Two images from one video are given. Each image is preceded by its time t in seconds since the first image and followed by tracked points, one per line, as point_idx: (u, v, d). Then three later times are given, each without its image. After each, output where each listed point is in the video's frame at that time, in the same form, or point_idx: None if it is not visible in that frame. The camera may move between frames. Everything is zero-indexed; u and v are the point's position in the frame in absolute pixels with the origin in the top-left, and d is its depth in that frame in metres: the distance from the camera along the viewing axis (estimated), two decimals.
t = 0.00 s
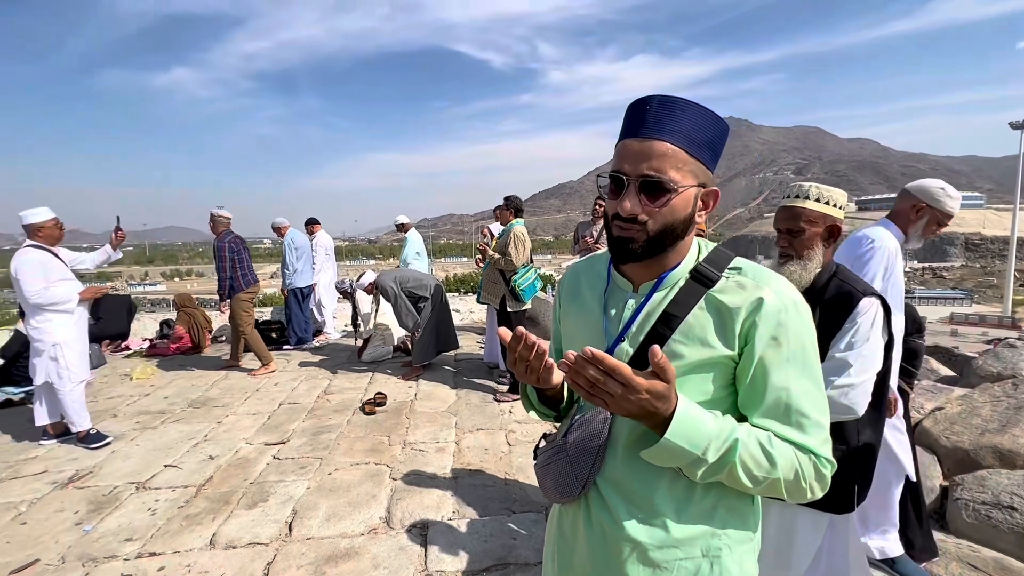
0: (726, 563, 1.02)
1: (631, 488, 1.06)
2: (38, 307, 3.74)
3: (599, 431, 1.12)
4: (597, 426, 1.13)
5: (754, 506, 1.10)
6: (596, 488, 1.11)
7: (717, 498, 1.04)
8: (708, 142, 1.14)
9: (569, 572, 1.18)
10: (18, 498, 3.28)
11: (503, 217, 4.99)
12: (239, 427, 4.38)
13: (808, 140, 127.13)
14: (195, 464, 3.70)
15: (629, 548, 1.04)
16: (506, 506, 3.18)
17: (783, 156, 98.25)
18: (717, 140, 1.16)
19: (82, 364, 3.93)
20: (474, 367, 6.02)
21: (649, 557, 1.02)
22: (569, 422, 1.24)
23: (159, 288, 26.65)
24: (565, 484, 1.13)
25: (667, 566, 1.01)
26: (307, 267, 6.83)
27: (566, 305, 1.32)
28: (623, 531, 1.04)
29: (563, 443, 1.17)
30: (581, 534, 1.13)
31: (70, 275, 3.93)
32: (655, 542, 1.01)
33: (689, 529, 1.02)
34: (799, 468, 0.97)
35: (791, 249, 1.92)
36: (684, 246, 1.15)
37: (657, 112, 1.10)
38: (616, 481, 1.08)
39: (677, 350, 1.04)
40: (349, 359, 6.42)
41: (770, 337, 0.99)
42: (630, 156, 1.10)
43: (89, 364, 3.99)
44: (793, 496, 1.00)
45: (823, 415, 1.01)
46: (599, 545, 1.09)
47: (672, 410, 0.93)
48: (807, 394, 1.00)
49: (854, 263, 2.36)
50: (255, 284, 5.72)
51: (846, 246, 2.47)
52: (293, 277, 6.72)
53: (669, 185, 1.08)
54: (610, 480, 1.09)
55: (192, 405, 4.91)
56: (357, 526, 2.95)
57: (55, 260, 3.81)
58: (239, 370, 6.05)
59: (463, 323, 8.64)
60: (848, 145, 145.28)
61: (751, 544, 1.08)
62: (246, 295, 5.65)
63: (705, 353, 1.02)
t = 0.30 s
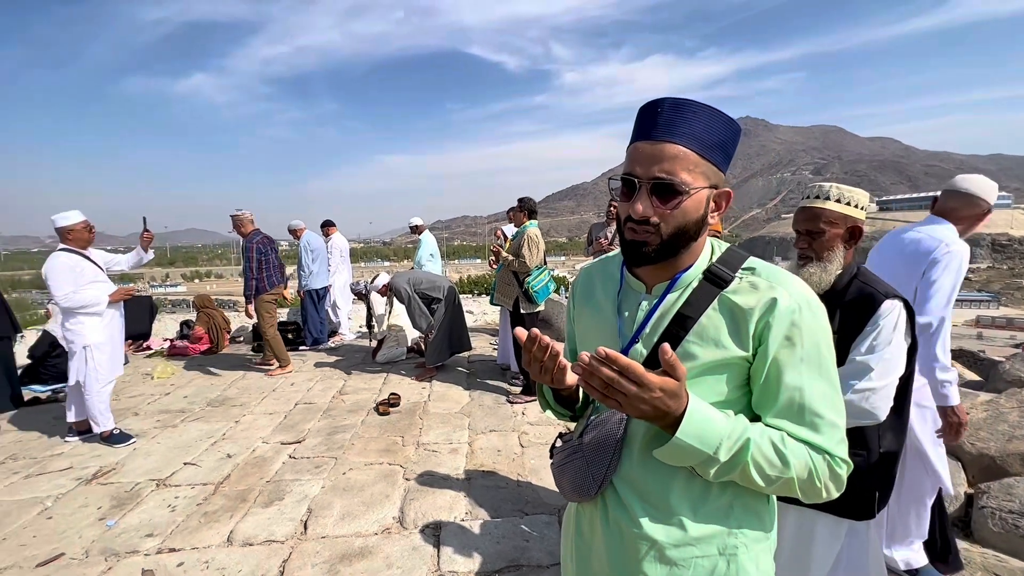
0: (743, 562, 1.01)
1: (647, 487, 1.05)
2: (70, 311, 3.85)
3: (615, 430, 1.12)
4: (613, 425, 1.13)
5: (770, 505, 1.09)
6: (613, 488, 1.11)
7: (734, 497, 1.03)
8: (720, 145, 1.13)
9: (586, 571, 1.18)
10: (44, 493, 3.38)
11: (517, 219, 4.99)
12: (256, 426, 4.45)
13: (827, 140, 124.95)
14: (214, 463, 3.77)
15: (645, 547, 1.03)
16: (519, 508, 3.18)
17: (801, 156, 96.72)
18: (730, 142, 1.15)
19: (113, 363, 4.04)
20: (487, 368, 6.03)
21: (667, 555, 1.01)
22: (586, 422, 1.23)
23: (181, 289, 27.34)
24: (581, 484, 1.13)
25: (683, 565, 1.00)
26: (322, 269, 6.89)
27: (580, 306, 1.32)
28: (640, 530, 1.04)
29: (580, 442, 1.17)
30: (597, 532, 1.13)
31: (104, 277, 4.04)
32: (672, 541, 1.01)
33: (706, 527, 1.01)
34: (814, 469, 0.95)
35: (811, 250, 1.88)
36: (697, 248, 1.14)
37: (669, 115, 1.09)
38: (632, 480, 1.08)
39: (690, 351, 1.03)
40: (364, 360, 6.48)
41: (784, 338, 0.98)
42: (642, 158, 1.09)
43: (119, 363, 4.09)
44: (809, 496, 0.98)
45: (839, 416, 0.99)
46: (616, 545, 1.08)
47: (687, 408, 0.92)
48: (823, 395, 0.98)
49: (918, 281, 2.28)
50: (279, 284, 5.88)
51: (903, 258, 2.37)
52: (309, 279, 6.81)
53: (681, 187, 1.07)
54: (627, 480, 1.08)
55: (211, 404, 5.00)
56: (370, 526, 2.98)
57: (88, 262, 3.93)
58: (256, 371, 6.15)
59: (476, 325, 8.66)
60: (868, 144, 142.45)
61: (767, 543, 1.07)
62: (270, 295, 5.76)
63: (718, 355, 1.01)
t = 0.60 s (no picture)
0: (754, 559, 1.01)
1: (658, 485, 1.04)
2: (88, 314, 3.90)
3: (627, 426, 1.11)
4: (625, 423, 1.12)
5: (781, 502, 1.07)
6: (624, 486, 1.10)
7: (746, 495, 1.02)
8: (728, 146, 1.12)
9: (600, 568, 1.18)
10: (63, 489, 3.45)
11: (527, 220, 4.99)
12: (269, 425, 4.50)
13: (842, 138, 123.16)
14: (227, 461, 3.82)
15: (656, 544, 1.03)
16: (528, 509, 3.18)
17: (815, 155, 95.45)
18: (737, 143, 1.13)
19: (132, 368, 4.11)
20: (498, 369, 6.03)
21: (678, 551, 1.01)
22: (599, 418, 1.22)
23: (194, 289, 27.76)
24: (593, 481, 1.12)
25: (694, 560, 1.00)
26: (333, 270, 6.95)
27: (590, 305, 1.32)
28: (651, 527, 1.03)
29: (591, 440, 1.16)
30: (610, 529, 1.12)
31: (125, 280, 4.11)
32: (683, 537, 1.01)
33: (717, 524, 1.00)
34: (813, 464, 0.93)
35: (825, 251, 1.86)
36: (705, 247, 1.12)
37: (676, 114, 1.09)
38: (643, 478, 1.07)
39: (695, 349, 1.02)
40: (375, 360, 6.53)
41: (788, 334, 0.97)
42: (648, 156, 1.09)
43: (138, 366, 4.15)
44: (809, 494, 0.96)
45: (845, 415, 0.96)
46: (628, 542, 1.08)
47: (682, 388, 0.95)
48: (826, 392, 0.95)
49: (956, 289, 2.23)
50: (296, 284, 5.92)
51: (939, 265, 2.31)
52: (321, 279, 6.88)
53: (687, 185, 1.06)
54: (638, 478, 1.07)
55: (224, 403, 5.07)
56: (381, 525, 3.00)
57: (109, 264, 4.01)
58: (269, 370, 6.22)
59: (486, 325, 8.68)
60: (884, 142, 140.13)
61: (778, 541, 1.06)
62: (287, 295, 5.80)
63: (720, 351, 1.00)
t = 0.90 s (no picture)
0: (761, 555, 1.00)
1: (664, 480, 1.03)
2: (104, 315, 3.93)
3: (634, 421, 1.09)
4: (631, 417, 1.10)
5: (785, 496, 1.07)
6: (632, 481, 1.09)
7: (754, 491, 1.01)
8: (736, 143, 1.10)
9: (604, 565, 1.16)
10: (78, 485, 3.50)
11: (535, 219, 4.98)
12: (278, 423, 4.54)
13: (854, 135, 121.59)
14: (237, 459, 3.86)
15: (659, 537, 1.02)
16: (535, 509, 3.17)
17: (827, 153, 94.34)
18: (745, 141, 1.12)
19: (140, 368, 4.04)
20: (505, 368, 6.03)
21: (682, 545, 1.00)
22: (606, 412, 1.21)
23: (206, 288, 28.09)
24: (600, 475, 1.11)
25: (698, 553, 1.00)
26: (342, 269, 7.00)
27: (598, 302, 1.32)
28: (656, 521, 1.03)
29: (598, 434, 1.15)
30: (615, 524, 1.11)
31: (142, 281, 4.08)
32: (689, 530, 1.00)
33: (727, 520, 1.00)
34: (798, 450, 0.89)
35: (836, 250, 1.83)
36: (713, 243, 1.11)
37: (685, 110, 1.09)
38: (650, 472, 1.06)
39: (695, 336, 1.02)
40: (383, 359, 6.56)
41: (787, 322, 0.95)
42: (656, 149, 1.08)
43: (150, 367, 4.10)
44: (795, 484, 0.91)
45: (841, 407, 0.92)
46: (635, 538, 1.06)
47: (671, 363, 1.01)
48: (821, 380, 0.92)
49: (937, 289, 2.23)
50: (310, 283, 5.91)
51: (916, 267, 2.32)
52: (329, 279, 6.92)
53: (694, 178, 1.05)
54: (647, 474, 1.06)
55: (235, 401, 5.11)
56: (388, 523, 3.01)
57: (125, 265, 4.00)
58: (279, 369, 6.27)
59: (494, 325, 8.69)
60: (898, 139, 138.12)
61: (784, 538, 1.05)
62: (301, 295, 5.88)
63: (717, 336, 0.99)
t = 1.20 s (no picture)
0: (772, 552, 0.99)
1: (673, 473, 1.02)
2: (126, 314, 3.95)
3: (643, 415, 1.08)
4: (640, 412, 1.09)
5: (795, 492, 1.06)
6: (641, 475, 1.08)
7: (764, 487, 1.00)
8: (747, 138, 1.09)
9: (612, 561, 1.15)
10: (89, 481, 3.55)
11: (541, 216, 4.97)
12: (286, 421, 4.56)
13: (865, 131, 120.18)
14: (246, 455, 3.89)
15: (668, 531, 1.01)
16: (542, 507, 3.16)
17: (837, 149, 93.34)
18: (756, 137, 1.11)
19: (150, 367, 4.01)
20: (512, 366, 6.03)
21: (691, 539, 0.99)
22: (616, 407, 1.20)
23: (216, 287, 28.36)
24: (609, 469, 1.10)
25: (707, 549, 0.99)
26: (349, 267, 7.02)
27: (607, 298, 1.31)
28: (665, 515, 1.01)
29: (607, 428, 1.14)
30: (623, 519, 1.10)
31: (163, 281, 4.06)
32: (698, 525, 0.99)
33: (737, 515, 0.98)
34: (806, 443, 0.88)
35: (845, 246, 1.80)
36: (722, 237, 1.09)
37: (695, 105, 1.08)
38: (658, 467, 1.04)
39: (704, 330, 1.01)
40: (390, 357, 6.57)
41: (798, 316, 0.94)
42: (666, 144, 1.07)
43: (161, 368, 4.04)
44: (804, 478, 0.90)
45: (851, 401, 0.90)
46: (642, 533, 1.05)
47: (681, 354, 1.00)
48: (831, 374, 0.90)
49: (934, 276, 2.20)
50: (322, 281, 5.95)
51: (916, 255, 2.30)
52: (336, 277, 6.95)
53: (704, 172, 1.04)
54: (657, 469, 1.04)
55: (243, 398, 5.15)
56: (395, 521, 3.02)
57: (145, 264, 3.98)
58: (287, 367, 6.30)
59: (500, 323, 8.69)
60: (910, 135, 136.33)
61: (794, 534, 1.04)
62: (313, 290, 5.88)
63: (726, 330, 0.98)
